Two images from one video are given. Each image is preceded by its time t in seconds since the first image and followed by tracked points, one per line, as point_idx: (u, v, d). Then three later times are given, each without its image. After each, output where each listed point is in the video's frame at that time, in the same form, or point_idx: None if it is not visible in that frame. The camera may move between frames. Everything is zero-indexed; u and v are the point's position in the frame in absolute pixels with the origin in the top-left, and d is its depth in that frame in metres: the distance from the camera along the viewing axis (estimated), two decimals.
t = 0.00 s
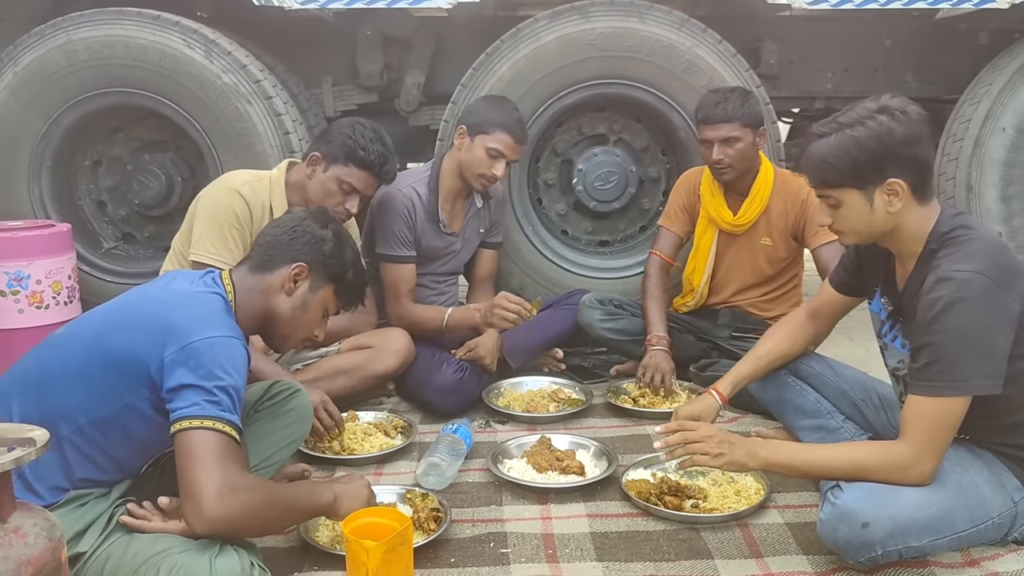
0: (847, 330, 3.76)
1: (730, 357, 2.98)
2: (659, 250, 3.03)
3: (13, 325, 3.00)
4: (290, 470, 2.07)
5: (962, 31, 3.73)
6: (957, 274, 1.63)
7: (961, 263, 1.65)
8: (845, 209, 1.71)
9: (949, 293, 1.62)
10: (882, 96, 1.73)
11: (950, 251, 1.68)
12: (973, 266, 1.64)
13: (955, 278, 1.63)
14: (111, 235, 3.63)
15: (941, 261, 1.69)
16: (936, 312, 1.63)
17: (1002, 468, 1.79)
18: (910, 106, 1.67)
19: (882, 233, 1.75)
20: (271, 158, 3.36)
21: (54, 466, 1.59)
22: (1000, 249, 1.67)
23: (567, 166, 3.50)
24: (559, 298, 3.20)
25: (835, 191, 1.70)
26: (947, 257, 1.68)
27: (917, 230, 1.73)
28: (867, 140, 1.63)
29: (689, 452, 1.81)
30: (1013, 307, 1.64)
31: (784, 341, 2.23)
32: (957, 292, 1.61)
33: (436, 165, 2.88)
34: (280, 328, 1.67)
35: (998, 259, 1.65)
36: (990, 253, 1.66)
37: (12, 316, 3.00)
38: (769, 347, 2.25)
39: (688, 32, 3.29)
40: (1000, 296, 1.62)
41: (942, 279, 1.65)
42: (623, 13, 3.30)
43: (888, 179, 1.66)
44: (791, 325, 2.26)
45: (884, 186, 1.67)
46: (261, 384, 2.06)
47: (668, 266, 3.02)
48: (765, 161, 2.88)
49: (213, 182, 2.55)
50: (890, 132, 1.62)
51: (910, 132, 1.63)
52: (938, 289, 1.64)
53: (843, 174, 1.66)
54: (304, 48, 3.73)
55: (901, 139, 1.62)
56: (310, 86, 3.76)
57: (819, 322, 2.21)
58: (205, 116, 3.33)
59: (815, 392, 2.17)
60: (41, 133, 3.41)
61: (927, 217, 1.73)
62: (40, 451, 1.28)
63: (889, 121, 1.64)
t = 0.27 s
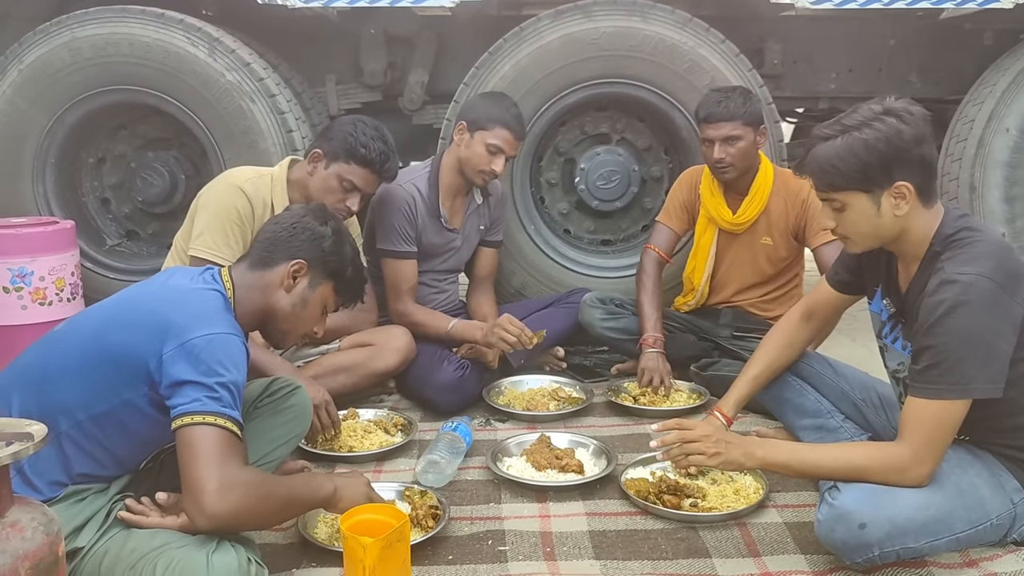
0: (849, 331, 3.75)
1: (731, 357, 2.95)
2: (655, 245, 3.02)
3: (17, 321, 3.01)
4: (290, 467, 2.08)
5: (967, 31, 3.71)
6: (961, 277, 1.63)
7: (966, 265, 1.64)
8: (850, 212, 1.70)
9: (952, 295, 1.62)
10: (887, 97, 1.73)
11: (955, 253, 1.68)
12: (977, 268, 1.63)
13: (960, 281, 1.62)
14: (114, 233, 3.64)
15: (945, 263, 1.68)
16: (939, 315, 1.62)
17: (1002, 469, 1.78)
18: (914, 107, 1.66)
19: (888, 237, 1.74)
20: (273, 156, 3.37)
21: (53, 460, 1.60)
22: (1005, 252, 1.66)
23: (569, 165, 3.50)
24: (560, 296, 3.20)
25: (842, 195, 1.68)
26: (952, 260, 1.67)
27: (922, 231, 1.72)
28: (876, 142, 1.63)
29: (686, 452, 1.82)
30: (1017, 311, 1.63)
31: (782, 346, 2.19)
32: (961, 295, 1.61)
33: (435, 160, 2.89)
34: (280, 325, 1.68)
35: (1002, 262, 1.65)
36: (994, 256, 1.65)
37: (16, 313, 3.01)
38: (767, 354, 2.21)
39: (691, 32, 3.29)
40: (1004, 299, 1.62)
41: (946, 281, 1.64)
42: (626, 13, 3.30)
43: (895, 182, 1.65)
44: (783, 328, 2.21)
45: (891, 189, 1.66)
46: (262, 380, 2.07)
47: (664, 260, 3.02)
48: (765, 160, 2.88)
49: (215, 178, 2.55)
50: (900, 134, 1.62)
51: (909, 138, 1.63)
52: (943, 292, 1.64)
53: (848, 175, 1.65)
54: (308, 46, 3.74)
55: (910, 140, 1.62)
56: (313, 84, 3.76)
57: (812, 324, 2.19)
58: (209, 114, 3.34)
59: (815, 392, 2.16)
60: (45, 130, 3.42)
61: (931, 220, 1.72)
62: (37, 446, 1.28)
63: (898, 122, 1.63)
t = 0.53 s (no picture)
0: (852, 330, 3.74)
1: (734, 355, 2.95)
2: (655, 246, 3.02)
3: (21, 316, 3.03)
4: (291, 463, 2.08)
5: (973, 31, 3.70)
6: (967, 278, 1.62)
7: (972, 266, 1.64)
8: (857, 212, 1.69)
9: (959, 296, 1.61)
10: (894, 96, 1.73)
11: (960, 254, 1.67)
12: (983, 269, 1.63)
13: (966, 282, 1.62)
14: (119, 229, 3.65)
15: (951, 264, 1.67)
16: (945, 316, 1.62)
17: (1003, 469, 1.78)
18: (920, 106, 1.66)
19: (892, 237, 1.73)
20: (277, 153, 3.38)
21: (56, 454, 1.61)
22: (1013, 253, 1.65)
23: (572, 163, 3.50)
24: (562, 294, 3.19)
25: (848, 195, 1.68)
26: (957, 260, 1.67)
27: (927, 232, 1.71)
28: (884, 141, 1.62)
29: (685, 450, 1.82)
30: None
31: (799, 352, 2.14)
32: (967, 296, 1.61)
33: (438, 157, 2.89)
34: (281, 320, 1.68)
35: (1009, 262, 1.64)
36: (999, 256, 1.64)
37: (20, 308, 3.03)
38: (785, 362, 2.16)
39: (694, 30, 3.28)
40: (1011, 301, 1.61)
41: (952, 282, 1.64)
42: (630, 10, 3.30)
43: (902, 183, 1.65)
44: (793, 333, 2.18)
45: (899, 190, 1.66)
46: (264, 376, 2.08)
47: (665, 261, 3.02)
48: (763, 158, 2.88)
49: (218, 174, 2.57)
50: (910, 133, 1.61)
51: (915, 138, 1.62)
52: (949, 293, 1.63)
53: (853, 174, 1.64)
54: (312, 44, 3.74)
55: (919, 140, 1.62)
56: (317, 81, 3.77)
57: (821, 330, 2.16)
58: (213, 111, 3.35)
59: (818, 391, 2.16)
60: (50, 126, 3.44)
61: (936, 220, 1.72)
62: (38, 438, 1.29)
63: (909, 122, 1.63)
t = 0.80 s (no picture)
0: (855, 328, 3.73)
1: (736, 353, 2.94)
2: (655, 249, 3.02)
3: (25, 310, 3.04)
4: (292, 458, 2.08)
5: (979, 28, 3.68)
6: (971, 276, 1.62)
7: (976, 265, 1.63)
8: (863, 209, 1.68)
9: (963, 295, 1.61)
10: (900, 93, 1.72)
11: (964, 253, 1.67)
12: (988, 267, 1.62)
13: (970, 280, 1.61)
14: (123, 224, 3.66)
15: (955, 263, 1.67)
16: (948, 314, 1.61)
17: (1005, 468, 1.77)
18: (924, 104, 1.65)
19: (898, 235, 1.72)
20: (281, 149, 3.38)
21: (57, 447, 1.61)
22: (1018, 252, 1.65)
23: (576, 160, 3.49)
24: (566, 291, 3.20)
25: (854, 192, 1.67)
26: (961, 259, 1.66)
27: (931, 230, 1.71)
28: (891, 138, 1.61)
29: (686, 447, 1.83)
30: None
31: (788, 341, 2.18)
32: (971, 295, 1.60)
33: (441, 155, 2.90)
34: (282, 316, 1.68)
35: (1014, 261, 1.63)
36: (1004, 255, 1.64)
37: (24, 302, 3.04)
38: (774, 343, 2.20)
39: (699, 26, 3.27)
40: (1016, 300, 1.60)
41: (956, 281, 1.63)
42: (634, 7, 3.29)
43: (908, 179, 1.64)
44: (784, 317, 2.21)
45: (903, 188, 1.65)
46: (265, 371, 2.08)
47: (664, 263, 3.02)
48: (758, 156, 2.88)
49: (220, 171, 2.58)
50: (917, 131, 1.61)
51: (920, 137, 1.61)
52: (953, 291, 1.62)
53: (857, 171, 1.64)
54: (316, 40, 3.75)
55: (926, 137, 1.61)
56: (322, 77, 3.77)
57: (811, 315, 2.19)
58: (217, 106, 3.36)
59: (819, 387, 2.16)
60: (55, 122, 3.45)
61: (940, 219, 1.71)
62: (39, 431, 1.30)
63: (915, 119, 1.62)
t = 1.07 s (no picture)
0: (858, 326, 3.72)
1: (737, 350, 2.95)
2: (655, 249, 3.02)
3: (27, 306, 3.05)
4: (292, 453, 2.08)
5: (983, 26, 3.67)
6: (970, 272, 1.61)
7: (975, 260, 1.62)
8: (860, 206, 1.68)
9: (961, 291, 1.60)
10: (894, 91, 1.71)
11: (963, 249, 1.66)
12: (986, 263, 1.61)
13: (969, 276, 1.61)
14: (125, 220, 3.66)
15: (953, 259, 1.66)
16: (947, 310, 1.61)
17: (1005, 465, 1.76)
18: (924, 101, 1.64)
19: (895, 231, 1.72)
20: (282, 145, 3.38)
21: (55, 441, 1.61)
22: (1017, 248, 1.64)
23: (578, 157, 3.49)
24: (566, 288, 3.18)
25: (851, 189, 1.67)
26: (960, 255, 1.65)
27: (929, 227, 1.70)
28: (890, 134, 1.61)
29: (685, 444, 1.81)
30: None
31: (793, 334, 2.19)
32: (970, 291, 1.59)
33: (444, 151, 2.90)
34: (278, 311, 1.68)
35: (1014, 257, 1.63)
36: (1004, 251, 1.63)
37: (25, 298, 3.04)
38: (783, 337, 2.20)
39: (701, 23, 3.27)
40: (1015, 296, 1.60)
41: (955, 277, 1.62)
42: (636, 4, 3.28)
43: (906, 176, 1.63)
44: (788, 313, 2.22)
45: (900, 184, 1.64)
46: (264, 367, 2.08)
47: (665, 263, 3.02)
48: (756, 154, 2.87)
49: (220, 168, 2.60)
50: (915, 127, 1.60)
51: (919, 134, 1.60)
52: (951, 287, 1.62)
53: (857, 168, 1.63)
54: (318, 36, 3.74)
55: (923, 135, 1.60)
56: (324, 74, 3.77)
57: (814, 310, 2.20)
58: (219, 103, 3.36)
59: (820, 384, 2.16)
60: (57, 117, 3.45)
61: (939, 215, 1.71)
62: (37, 424, 1.30)
63: (912, 116, 1.61)
